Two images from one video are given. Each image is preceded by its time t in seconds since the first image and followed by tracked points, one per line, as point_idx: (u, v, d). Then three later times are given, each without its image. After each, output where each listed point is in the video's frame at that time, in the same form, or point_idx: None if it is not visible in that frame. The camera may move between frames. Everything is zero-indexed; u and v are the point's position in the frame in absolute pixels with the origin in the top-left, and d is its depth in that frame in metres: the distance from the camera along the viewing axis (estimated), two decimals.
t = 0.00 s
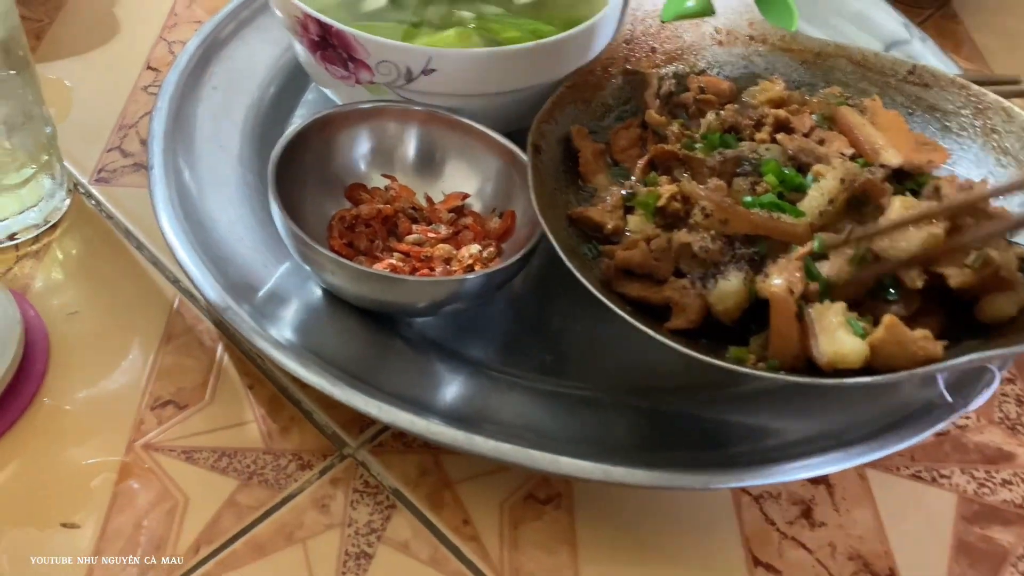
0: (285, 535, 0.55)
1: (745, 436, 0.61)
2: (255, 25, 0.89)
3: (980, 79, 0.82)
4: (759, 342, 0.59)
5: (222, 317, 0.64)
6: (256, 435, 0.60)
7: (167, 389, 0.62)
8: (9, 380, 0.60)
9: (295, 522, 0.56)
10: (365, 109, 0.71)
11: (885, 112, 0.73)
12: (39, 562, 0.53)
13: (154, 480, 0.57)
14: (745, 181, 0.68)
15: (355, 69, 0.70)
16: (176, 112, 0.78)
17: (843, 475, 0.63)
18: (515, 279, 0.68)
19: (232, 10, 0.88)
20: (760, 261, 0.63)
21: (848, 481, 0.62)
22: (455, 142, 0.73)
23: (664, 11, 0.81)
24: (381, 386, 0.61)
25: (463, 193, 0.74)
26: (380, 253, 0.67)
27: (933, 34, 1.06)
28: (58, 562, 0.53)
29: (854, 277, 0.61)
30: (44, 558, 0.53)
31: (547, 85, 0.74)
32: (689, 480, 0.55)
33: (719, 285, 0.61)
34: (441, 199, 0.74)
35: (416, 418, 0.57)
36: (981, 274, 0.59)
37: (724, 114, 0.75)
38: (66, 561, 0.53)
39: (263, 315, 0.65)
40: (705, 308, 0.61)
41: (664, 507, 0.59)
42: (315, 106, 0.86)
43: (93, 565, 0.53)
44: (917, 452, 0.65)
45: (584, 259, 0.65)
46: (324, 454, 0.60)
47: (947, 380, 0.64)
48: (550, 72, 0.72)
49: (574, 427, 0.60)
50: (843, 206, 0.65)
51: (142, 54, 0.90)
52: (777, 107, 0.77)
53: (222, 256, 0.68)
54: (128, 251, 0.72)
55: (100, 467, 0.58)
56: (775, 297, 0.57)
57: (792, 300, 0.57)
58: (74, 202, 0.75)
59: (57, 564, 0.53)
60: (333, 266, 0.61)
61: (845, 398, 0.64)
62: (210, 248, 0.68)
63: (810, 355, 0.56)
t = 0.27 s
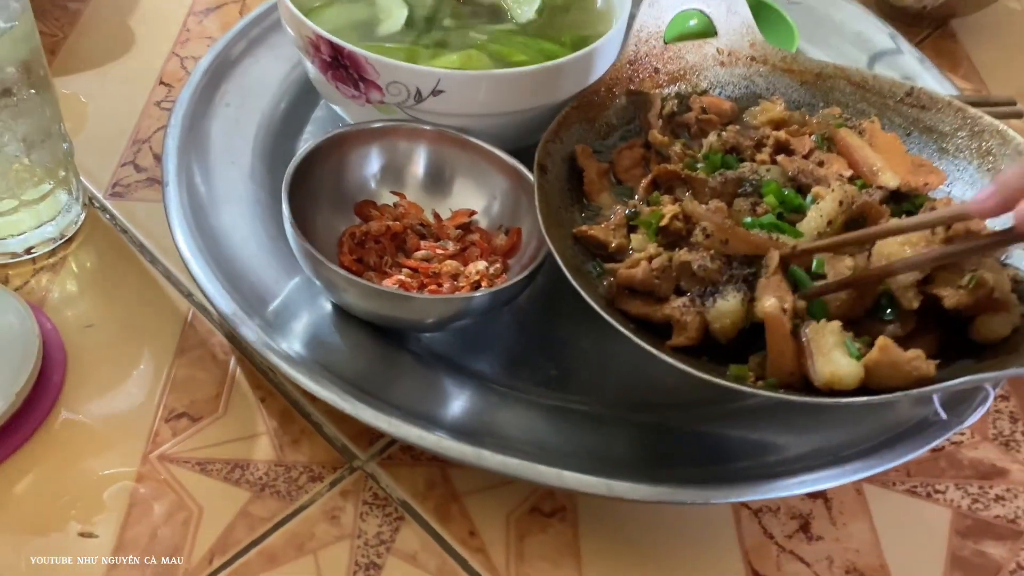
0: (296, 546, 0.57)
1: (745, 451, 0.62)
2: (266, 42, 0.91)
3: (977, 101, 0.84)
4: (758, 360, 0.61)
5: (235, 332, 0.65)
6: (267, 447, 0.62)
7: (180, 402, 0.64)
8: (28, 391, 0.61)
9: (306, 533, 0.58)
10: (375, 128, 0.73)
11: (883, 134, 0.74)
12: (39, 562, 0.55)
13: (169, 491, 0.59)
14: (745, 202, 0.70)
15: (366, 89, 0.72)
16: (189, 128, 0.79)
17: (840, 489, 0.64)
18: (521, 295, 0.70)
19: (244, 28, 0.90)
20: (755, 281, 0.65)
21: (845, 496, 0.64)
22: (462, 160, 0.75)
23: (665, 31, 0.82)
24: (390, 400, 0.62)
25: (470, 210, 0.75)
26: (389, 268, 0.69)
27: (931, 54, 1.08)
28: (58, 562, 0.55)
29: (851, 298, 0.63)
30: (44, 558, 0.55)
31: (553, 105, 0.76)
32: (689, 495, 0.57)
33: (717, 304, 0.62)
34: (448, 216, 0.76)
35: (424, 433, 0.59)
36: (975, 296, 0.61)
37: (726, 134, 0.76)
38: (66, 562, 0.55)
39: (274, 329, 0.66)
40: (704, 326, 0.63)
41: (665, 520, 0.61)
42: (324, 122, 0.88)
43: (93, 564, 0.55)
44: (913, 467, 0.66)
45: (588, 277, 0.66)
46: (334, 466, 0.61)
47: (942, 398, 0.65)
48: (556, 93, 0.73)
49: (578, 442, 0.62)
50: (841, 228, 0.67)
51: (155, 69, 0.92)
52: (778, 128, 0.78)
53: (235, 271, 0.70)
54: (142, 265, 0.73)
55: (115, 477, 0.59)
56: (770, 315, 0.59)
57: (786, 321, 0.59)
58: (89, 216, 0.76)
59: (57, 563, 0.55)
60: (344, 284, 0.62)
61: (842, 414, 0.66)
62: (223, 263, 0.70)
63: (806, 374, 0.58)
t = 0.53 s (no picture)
0: (297, 543, 0.59)
1: (729, 454, 0.65)
2: (270, 55, 0.93)
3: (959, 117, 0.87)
4: (742, 366, 0.63)
5: (240, 337, 0.68)
6: (270, 448, 0.64)
7: (187, 404, 0.66)
8: (41, 393, 0.64)
9: (307, 531, 0.60)
10: (376, 141, 0.75)
11: (866, 150, 0.77)
12: (39, 562, 0.57)
13: (175, 489, 0.61)
14: (731, 215, 0.73)
15: (367, 103, 0.74)
16: (196, 139, 0.82)
17: (821, 492, 0.67)
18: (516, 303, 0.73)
19: (249, 41, 0.92)
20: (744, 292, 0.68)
21: (826, 498, 0.66)
22: (460, 172, 0.78)
23: (656, 46, 0.84)
24: (389, 404, 0.65)
25: (467, 220, 0.78)
26: (388, 276, 0.71)
27: (918, 69, 1.11)
28: (58, 562, 0.57)
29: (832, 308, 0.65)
30: (44, 559, 0.57)
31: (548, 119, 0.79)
32: (675, 496, 0.59)
33: (704, 313, 0.65)
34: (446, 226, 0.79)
35: (421, 435, 0.61)
36: (950, 307, 0.64)
37: (714, 149, 0.79)
38: (66, 562, 0.57)
39: (277, 335, 0.69)
40: (692, 334, 0.65)
41: (652, 520, 0.63)
42: (326, 134, 0.91)
43: (93, 565, 0.57)
44: (892, 471, 0.69)
45: (580, 286, 0.69)
46: (335, 467, 0.64)
47: (920, 404, 0.68)
48: (551, 108, 0.76)
49: (568, 444, 0.65)
50: (823, 241, 0.69)
51: (162, 81, 0.95)
52: (764, 143, 0.82)
53: (239, 278, 0.72)
54: (150, 272, 0.76)
55: (124, 476, 0.62)
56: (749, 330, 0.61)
57: (765, 332, 0.61)
58: (99, 224, 0.79)
59: (57, 563, 0.57)
60: (345, 291, 0.65)
61: (823, 420, 0.68)
62: (228, 271, 0.72)
63: (786, 381, 0.60)
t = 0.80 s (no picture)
0: (296, 546, 0.61)
1: (718, 461, 0.66)
2: (271, 66, 0.95)
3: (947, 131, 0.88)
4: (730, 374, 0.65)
5: (240, 344, 0.69)
6: (269, 453, 0.66)
7: (187, 410, 0.68)
8: (44, 399, 0.65)
9: (305, 535, 0.61)
10: (374, 152, 0.77)
11: (855, 163, 0.79)
12: (39, 561, 0.58)
13: (176, 493, 0.63)
14: (721, 227, 0.74)
15: (366, 115, 0.76)
16: (197, 149, 0.83)
17: (808, 498, 0.68)
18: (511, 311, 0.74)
19: (250, 52, 0.94)
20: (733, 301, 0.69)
21: (813, 504, 0.68)
22: (457, 183, 0.79)
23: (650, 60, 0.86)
24: (386, 411, 0.66)
25: (463, 229, 0.79)
26: (385, 284, 0.73)
27: (908, 82, 1.12)
28: (57, 562, 0.59)
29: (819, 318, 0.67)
30: (43, 559, 0.59)
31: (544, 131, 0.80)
32: (665, 501, 0.60)
33: (694, 322, 0.67)
34: (442, 235, 0.80)
35: (418, 441, 0.63)
36: (933, 318, 0.65)
37: (705, 161, 0.81)
38: (65, 562, 0.59)
39: (277, 342, 0.70)
40: (682, 343, 0.67)
41: (643, 525, 0.65)
42: (325, 144, 0.92)
43: (93, 565, 0.59)
44: (878, 478, 0.70)
45: (573, 295, 0.70)
46: (332, 472, 0.65)
47: (905, 412, 0.69)
48: (546, 121, 0.78)
49: (561, 451, 0.66)
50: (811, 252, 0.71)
51: (163, 91, 0.96)
52: (755, 155, 0.83)
53: (240, 286, 0.74)
54: (151, 280, 0.77)
55: (126, 481, 0.63)
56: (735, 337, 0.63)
57: (751, 341, 0.63)
58: (101, 232, 0.80)
59: (56, 563, 0.59)
60: (343, 300, 0.66)
61: (811, 427, 0.70)
62: (229, 279, 0.73)
63: (773, 390, 0.62)
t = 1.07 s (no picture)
0: (296, 551, 0.61)
1: (715, 466, 0.67)
2: (271, 72, 0.96)
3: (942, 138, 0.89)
4: (727, 381, 0.65)
5: (240, 350, 0.70)
6: (269, 458, 0.66)
7: (188, 416, 0.68)
8: (46, 404, 0.66)
9: (305, 539, 0.62)
10: (374, 159, 0.77)
11: (850, 169, 0.80)
12: (39, 561, 0.59)
13: (177, 498, 0.63)
14: (718, 233, 0.75)
15: (366, 122, 0.76)
16: (198, 156, 0.84)
17: (804, 503, 0.69)
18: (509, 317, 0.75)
19: (250, 59, 0.94)
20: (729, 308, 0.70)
21: (809, 509, 0.68)
22: (456, 189, 0.80)
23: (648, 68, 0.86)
24: (385, 416, 0.67)
25: (462, 235, 0.80)
26: (384, 291, 0.73)
27: (903, 89, 1.13)
28: (57, 562, 0.59)
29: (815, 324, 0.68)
30: (44, 558, 0.59)
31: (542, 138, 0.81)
32: (662, 506, 0.61)
33: (691, 328, 0.67)
34: (441, 241, 0.81)
35: (417, 446, 0.63)
36: (928, 325, 0.66)
37: (702, 168, 0.81)
38: (66, 562, 0.59)
39: (277, 348, 0.71)
40: (679, 349, 0.67)
41: (641, 530, 0.65)
42: (325, 150, 0.93)
43: (94, 564, 0.59)
44: (873, 483, 0.71)
45: (571, 301, 0.71)
46: (332, 477, 0.66)
47: (900, 418, 0.70)
48: (544, 128, 0.78)
49: (559, 456, 0.66)
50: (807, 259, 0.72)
51: (164, 97, 0.97)
52: (752, 162, 0.84)
53: (240, 292, 0.74)
54: (152, 285, 0.77)
55: (127, 486, 0.64)
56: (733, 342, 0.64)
57: (748, 347, 0.63)
58: (102, 238, 0.81)
59: (56, 563, 0.59)
60: (342, 306, 0.67)
61: (807, 433, 0.70)
62: (229, 285, 0.74)
63: (769, 396, 0.63)
